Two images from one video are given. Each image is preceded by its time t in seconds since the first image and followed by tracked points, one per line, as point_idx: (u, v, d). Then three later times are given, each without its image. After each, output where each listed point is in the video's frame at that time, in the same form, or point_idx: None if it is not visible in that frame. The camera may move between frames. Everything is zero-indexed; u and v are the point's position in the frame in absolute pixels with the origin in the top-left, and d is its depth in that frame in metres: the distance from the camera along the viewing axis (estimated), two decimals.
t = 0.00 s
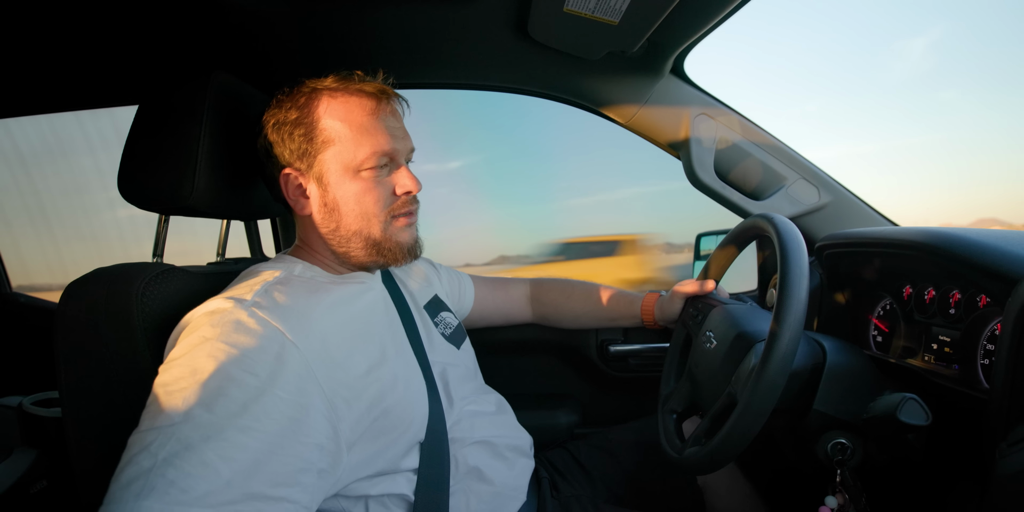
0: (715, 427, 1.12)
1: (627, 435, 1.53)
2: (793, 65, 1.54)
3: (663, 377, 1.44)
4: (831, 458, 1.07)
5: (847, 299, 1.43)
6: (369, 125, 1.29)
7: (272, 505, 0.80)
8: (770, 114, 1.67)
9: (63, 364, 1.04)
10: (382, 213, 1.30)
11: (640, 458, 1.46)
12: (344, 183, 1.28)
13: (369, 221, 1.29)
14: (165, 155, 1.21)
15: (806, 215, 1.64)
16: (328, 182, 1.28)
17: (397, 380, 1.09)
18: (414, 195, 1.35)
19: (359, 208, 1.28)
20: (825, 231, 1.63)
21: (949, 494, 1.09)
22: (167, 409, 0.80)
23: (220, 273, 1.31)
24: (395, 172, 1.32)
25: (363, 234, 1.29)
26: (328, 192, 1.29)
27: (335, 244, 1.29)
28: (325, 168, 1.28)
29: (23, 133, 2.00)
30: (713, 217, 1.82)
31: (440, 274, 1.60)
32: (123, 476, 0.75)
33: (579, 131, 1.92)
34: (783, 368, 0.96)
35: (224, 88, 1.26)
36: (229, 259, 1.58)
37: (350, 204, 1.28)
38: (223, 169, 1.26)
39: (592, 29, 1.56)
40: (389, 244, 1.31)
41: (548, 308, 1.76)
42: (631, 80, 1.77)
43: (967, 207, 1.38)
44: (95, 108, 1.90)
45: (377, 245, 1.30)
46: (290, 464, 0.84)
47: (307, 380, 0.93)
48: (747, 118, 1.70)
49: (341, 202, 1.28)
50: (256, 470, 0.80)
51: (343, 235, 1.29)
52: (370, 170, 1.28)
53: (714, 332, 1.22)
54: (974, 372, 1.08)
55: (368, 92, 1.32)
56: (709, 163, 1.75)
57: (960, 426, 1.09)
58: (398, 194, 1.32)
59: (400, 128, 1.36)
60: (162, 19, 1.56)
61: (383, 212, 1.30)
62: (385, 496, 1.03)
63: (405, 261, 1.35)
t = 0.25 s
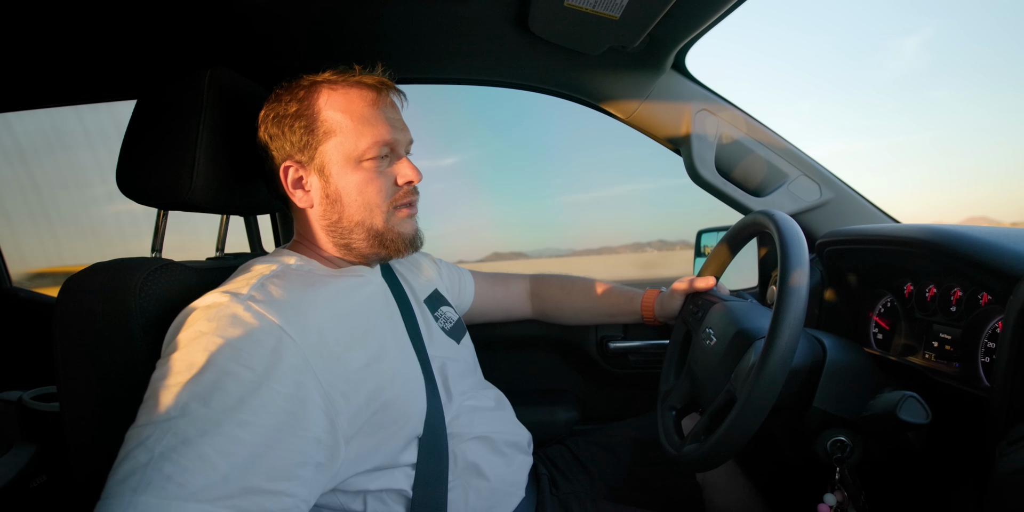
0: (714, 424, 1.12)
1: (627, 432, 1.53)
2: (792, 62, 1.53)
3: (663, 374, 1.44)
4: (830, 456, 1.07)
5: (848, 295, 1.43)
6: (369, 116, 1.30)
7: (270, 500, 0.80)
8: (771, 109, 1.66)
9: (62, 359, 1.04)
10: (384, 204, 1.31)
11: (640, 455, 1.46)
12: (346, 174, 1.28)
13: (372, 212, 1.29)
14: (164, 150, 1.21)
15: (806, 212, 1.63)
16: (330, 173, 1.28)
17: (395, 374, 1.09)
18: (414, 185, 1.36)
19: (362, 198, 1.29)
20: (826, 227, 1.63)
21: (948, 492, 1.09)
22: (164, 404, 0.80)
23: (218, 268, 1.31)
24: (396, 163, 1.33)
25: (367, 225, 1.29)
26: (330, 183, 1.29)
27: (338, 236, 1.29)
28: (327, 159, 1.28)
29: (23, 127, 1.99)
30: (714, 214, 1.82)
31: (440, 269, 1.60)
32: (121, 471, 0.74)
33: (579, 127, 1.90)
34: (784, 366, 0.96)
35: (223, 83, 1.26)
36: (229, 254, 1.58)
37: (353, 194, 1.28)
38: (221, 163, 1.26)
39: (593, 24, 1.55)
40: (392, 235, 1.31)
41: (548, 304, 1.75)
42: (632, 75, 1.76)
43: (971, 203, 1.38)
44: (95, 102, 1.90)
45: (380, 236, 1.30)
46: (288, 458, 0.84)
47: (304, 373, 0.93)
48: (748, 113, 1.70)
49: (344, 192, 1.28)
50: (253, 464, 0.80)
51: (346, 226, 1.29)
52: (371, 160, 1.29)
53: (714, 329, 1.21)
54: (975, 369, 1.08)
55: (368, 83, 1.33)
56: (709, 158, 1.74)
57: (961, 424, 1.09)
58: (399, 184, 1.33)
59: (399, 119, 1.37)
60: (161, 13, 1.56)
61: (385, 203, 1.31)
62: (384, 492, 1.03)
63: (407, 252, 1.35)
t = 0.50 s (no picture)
0: (718, 423, 1.12)
1: (630, 430, 1.53)
2: (795, 59, 1.53)
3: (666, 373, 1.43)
4: (835, 454, 1.06)
5: (852, 292, 1.42)
6: (373, 115, 1.29)
7: (275, 498, 0.80)
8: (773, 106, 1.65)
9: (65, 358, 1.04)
10: (388, 203, 1.30)
11: (644, 453, 1.46)
12: (350, 173, 1.27)
13: (375, 210, 1.29)
14: (165, 148, 1.20)
15: (810, 210, 1.62)
16: (333, 171, 1.28)
17: (398, 372, 1.08)
18: (417, 183, 1.36)
19: (365, 197, 1.28)
20: (829, 225, 1.62)
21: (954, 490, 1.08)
22: (167, 402, 0.80)
23: (220, 267, 1.31)
24: (399, 161, 1.33)
25: (369, 224, 1.28)
26: (333, 181, 1.28)
27: (341, 234, 1.29)
28: (330, 157, 1.27)
29: (25, 125, 1.99)
30: (717, 211, 1.81)
31: (443, 267, 1.59)
32: (124, 470, 0.75)
33: (580, 125, 1.90)
34: (788, 364, 0.95)
35: (224, 81, 1.25)
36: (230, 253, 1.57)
37: (356, 193, 1.28)
38: (223, 162, 1.26)
39: (596, 21, 1.55)
40: (394, 234, 1.31)
41: (551, 302, 1.75)
42: (635, 72, 1.76)
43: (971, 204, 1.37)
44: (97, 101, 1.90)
45: (382, 235, 1.29)
46: (291, 455, 0.84)
47: (307, 370, 0.92)
48: (752, 112, 1.69)
49: (346, 191, 1.28)
50: (256, 462, 0.80)
51: (349, 225, 1.29)
52: (375, 159, 1.29)
53: (718, 327, 1.21)
54: (980, 367, 1.07)
55: (371, 82, 1.32)
56: (713, 156, 1.74)
57: (968, 421, 1.08)
58: (402, 183, 1.33)
59: (402, 118, 1.37)
60: (162, 11, 1.55)
61: (389, 201, 1.30)
62: (387, 490, 1.02)
63: (409, 251, 1.35)
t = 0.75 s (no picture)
0: (718, 422, 1.12)
1: (631, 429, 1.53)
2: (796, 59, 1.52)
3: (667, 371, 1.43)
4: (836, 453, 1.06)
5: (853, 291, 1.42)
6: (368, 108, 1.29)
7: (277, 495, 0.81)
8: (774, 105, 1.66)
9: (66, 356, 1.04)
10: (386, 196, 1.30)
11: (645, 452, 1.46)
12: (346, 167, 1.27)
13: (374, 204, 1.29)
14: (166, 147, 1.20)
15: (811, 209, 1.62)
16: (331, 167, 1.28)
17: (400, 369, 1.08)
18: (416, 176, 1.35)
19: (363, 191, 1.28)
20: (830, 224, 1.62)
21: (953, 489, 1.08)
22: (169, 400, 0.81)
23: (220, 265, 1.31)
24: (396, 154, 1.33)
25: (369, 218, 1.28)
26: (331, 177, 1.29)
27: (342, 230, 1.29)
28: (327, 153, 1.27)
29: (26, 124, 1.99)
30: (718, 210, 1.81)
31: (444, 265, 1.59)
32: (127, 468, 0.76)
33: (581, 125, 1.90)
34: (788, 364, 0.95)
35: (225, 80, 1.25)
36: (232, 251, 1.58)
37: (354, 187, 1.28)
38: (224, 161, 1.26)
39: (597, 20, 1.54)
40: (394, 227, 1.31)
41: (551, 301, 1.74)
42: (636, 71, 1.75)
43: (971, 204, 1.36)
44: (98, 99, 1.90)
45: (382, 228, 1.30)
46: (293, 453, 0.84)
47: (308, 367, 0.92)
48: (755, 112, 1.68)
49: (345, 186, 1.28)
50: (259, 459, 0.80)
51: (348, 220, 1.29)
52: (372, 152, 1.28)
53: (718, 326, 1.21)
54: (981, 366, 1.07)
55: (366, 76, 1.32)
56: (714, 156, 1.74)
57: (967, 420, 1.08)
58: (400, 175, 1.32)
59: (399, 111, 1.37)
60: (164, 9, 1.55)
61: (387, 195, 1.30)
62: (389, 488, 1.02)
63: (410, 244, 1.35)
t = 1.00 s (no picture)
0: (718, 423, 1.12)
1: (630, 430, 1.53)
2: (795, 60, 1.53)
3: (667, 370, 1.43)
4: (836, 454, 1.06)
5: (854, 291, 1.43)
6: (385, 108, 1.31)
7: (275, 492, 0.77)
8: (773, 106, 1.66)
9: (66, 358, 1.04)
10: (402, 194, 1.31)
11: (644, 453, 1.46)
12: (363, 164, 1.27)
13: (389, 202, 1.29)
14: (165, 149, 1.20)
15: (810, 209, 1.62)
16: (347, 163, 1.28)
17: (401, 371, 1.08)
18: (429, 175, 1.36)
19: (379, 188, 1.28)
20: (830, 225, 1.62)
21: (954, 490, 1.08)
22: (170, 401, 0.78)
23: (221, 266, 1.31)
24: (411, 153, 1.33)
25: (384, 215, 1.28)
26: (346, 173, 1.28)
27: (355, 226, 1.28)
28: (343, 149, 1.27)
29: (26, 124, 1.98)
30: (718, 210, 1.81)
31: (444, 265, 1.60)
32: (126, 465, 0.73)
33: (582, 123, 1.91)
34: (788, 366, 0.95)
35: (224, 81, 1.25)
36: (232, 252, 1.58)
37: (370, 184, 1.28)
38: (224, 163, 1.26)
39: (597, 21, 1.55)
40: (408, 225, 1.31)
41: (552, 301, 1.75)
42: (636, 72, 1.76)
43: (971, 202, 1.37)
44: (98, 100, 1.90)
45: (397, 226, 1.30)
46: (293, 451, 0.82)
47: (310, 369, 0.92)
48: (756, 112, 1.68)
49: (360, 182, 1.28)
50: (259, 453, 0.77)
51: (363, 217, 1.28)
52: (388, 150, 1.29)
53: (718, 327, 1.21)
54: (981, 367, 1.07)
55: (383, 77, 1.34)
56: (714, 156, 1.74)
57: (969, 419, 1.08)
58: (416, 173, 1.33)
59: (413, 112, 1.38)
60: (165, 10, 1.55)
61: (403, 193, 1.31)
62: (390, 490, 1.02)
63: (422, 244, 1.35)
